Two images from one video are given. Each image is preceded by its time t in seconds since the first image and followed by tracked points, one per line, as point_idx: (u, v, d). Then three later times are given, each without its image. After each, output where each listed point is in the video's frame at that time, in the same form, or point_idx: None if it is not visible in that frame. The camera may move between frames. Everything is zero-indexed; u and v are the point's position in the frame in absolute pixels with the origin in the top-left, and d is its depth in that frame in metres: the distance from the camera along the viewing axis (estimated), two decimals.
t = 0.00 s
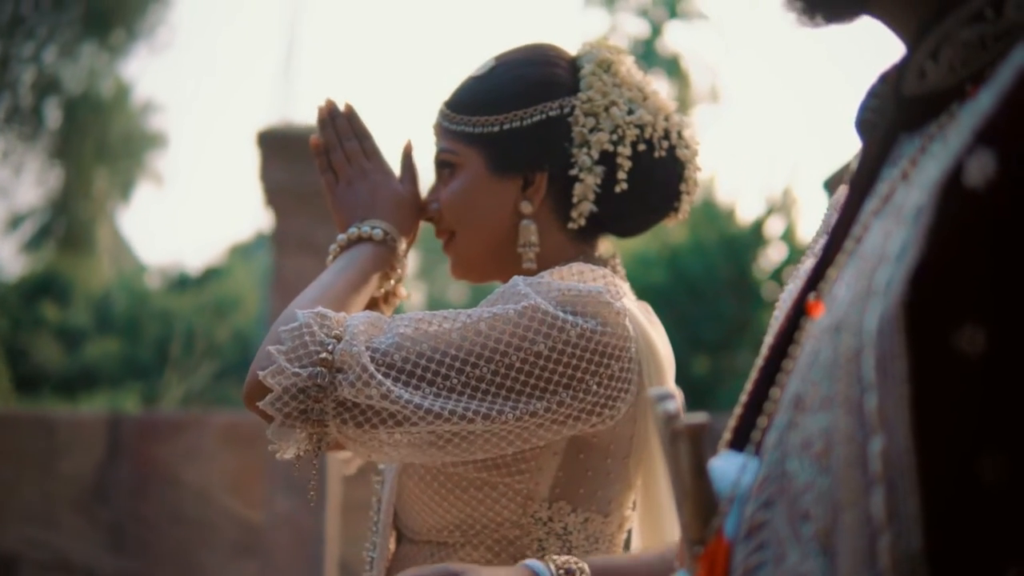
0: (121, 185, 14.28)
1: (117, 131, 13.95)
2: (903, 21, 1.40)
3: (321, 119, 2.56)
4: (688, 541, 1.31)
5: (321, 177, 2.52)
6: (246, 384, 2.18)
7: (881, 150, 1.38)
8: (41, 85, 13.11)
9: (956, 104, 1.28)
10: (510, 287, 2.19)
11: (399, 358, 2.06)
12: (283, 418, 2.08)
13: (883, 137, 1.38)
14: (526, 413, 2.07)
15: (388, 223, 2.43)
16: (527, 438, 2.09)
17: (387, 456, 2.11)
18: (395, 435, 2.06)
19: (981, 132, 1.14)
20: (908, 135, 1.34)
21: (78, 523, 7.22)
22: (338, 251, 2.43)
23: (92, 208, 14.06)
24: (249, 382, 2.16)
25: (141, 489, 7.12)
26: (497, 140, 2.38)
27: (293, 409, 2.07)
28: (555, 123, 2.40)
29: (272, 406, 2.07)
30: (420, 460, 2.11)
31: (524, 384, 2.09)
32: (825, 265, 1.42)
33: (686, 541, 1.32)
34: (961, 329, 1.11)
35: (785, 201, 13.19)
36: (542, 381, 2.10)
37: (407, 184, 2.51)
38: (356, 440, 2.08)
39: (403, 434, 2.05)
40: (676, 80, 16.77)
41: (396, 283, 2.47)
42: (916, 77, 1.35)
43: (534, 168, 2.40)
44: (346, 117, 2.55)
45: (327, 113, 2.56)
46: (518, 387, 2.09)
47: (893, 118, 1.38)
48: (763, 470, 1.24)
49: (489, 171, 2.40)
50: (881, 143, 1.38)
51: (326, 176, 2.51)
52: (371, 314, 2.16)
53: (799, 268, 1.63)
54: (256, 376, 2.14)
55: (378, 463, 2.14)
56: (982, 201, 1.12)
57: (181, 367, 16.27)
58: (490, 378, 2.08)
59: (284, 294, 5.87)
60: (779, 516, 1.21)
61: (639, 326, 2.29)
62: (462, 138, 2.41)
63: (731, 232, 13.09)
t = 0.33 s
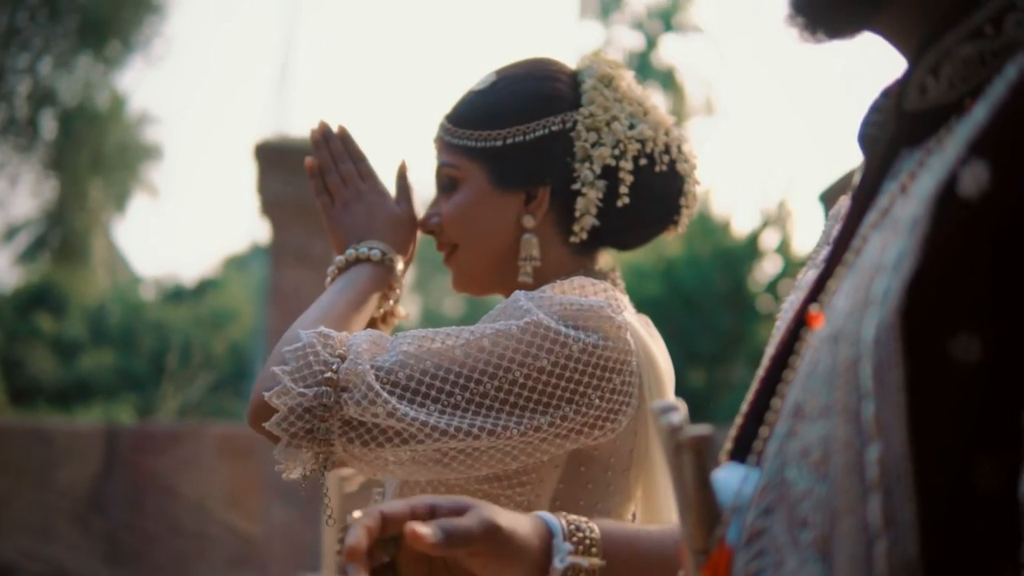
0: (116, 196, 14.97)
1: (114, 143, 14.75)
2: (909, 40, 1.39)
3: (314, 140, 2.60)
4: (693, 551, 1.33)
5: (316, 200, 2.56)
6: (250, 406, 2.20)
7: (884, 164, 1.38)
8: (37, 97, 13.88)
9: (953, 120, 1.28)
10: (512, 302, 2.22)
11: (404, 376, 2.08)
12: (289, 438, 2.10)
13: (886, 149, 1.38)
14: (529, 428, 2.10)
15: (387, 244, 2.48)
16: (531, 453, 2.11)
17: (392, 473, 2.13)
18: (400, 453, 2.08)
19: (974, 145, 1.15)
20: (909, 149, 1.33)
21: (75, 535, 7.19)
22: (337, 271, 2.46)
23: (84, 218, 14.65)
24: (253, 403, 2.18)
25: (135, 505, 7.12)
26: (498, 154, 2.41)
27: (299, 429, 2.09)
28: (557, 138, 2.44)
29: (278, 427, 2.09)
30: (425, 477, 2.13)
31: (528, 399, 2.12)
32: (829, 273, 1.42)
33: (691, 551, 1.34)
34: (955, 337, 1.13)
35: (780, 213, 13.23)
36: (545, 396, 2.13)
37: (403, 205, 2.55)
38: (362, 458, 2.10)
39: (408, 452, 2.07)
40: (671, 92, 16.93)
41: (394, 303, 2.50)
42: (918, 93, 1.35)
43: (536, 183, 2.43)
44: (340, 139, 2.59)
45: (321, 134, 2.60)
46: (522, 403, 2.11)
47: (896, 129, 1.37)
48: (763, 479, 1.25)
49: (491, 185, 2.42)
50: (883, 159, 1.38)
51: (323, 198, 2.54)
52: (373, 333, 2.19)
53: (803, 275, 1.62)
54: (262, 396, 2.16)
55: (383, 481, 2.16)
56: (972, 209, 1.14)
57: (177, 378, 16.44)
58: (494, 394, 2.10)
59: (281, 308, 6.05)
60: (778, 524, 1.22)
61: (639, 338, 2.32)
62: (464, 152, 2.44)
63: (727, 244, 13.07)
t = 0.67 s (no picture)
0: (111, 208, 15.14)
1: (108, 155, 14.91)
2: (910, 53, 1.27)
3: (309, 160, 2.67)
4: (696, 563, 1.24)
5: (313, 219, 2.63)
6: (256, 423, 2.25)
7: (884, 181, 1.26)
8: (32, 108, 14.04)
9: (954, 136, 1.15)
10: (514, 317, 2.27)
11: (410, 391, 2.11)
12: (295, 454, 2.15)
13: (887, 164, 1.26)
14: (534, 441, 2.14)
15: (383, 263, 2.56)
16: (537, 467, 2.15)
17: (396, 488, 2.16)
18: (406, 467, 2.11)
19: (970, 156, 1.03)
20: (910, 165, 1.21)
21: (70, 547, 7.19)
22: (335, 290, 2.53)
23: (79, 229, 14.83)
24: (261, 420, 2.22)
25: (132, 512, 7.19)
26: (505, 168, 2.45)
27: (305, 446, 2.15)
28: (564, 153, 2.49)
29: (285, 443, 2.14)
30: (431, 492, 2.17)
31: (531, 413, 2.16)
32: (832, 287, 1.32)
33: (694, 564, 1.25)
34: (951, 344, 1.01)
35: (775, 226, 13.30)
36: (549, 410, 2.17)
37: (399, 224, 2.63)
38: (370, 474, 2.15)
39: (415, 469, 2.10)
40: (666, 106, 17.05)
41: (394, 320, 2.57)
42: (920, 110, 1.22)
43: (543, 198, 2.48)
44: (335, 159, 2.68)
45: (316, 155, 2.67)
46: (527, 416, 2.16)
47: (897, 147, 1.25)
48: (763, 487, 1.12)
49: (496, 198, 2.47)
50: (877, 185, 1.27)
51: (319, 217, 2.62)
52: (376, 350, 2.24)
53: (801, 290, 1.53)
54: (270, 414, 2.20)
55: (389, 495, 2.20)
56: (969, 223, 1.02)
57: (171, 392, 16.81)
58: (499, 408, 2.15)
59: (278, 319, 6.60)
60: (778, 532, 1.08)
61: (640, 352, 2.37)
62: (470, 164, 2.47)
63: (722, 257, 13.16)
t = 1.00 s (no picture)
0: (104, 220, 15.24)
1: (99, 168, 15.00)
2: (910, 69, 1.29)
3: (306, 177, 2.73)
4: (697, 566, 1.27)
5: (309, 237, 2.67)
6: (269, 436, 2.40)
7: (886, 193, 1.28)
8: (27, 120, 14.09)
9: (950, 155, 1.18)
10: (520, 329, 2.34)
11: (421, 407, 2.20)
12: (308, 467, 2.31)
13: (887, 180, 1.28)
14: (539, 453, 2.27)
15: (381, 283, 2.61)
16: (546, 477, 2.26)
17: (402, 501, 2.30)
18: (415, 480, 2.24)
19: (965, 169, 1.05)
20: (910, 178, 1.23)
21: (64, 559, 7.23)
22: (332, 310, 2.58)
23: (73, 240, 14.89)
24: (273, 435, 2.38)
25: (128, 524, 7.29)
26: (518, 181, 2.78)
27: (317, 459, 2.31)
28: (574, 169, 2.84)
29: (297, 457, 2.30)
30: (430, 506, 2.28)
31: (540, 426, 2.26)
32: (835, 290, 1.35)
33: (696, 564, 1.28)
34: (948, 354, 1.01)
35: (770, 239, 13.37)
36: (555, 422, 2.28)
37: (395, 243, 2.69)
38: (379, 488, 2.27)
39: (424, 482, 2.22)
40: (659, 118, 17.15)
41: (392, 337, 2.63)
42: (920, 126, 1.24)
43: (554, 214, 2.82)
44: (331, 177, 2.73)
45: (312, 173, 2.73)
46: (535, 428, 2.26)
47: (898, 161, 1.27)
48: (764, 496, 1.15)
49: (508, 211, 2.79)
50: (879, 199, 1.29)
51: (317, 236, 2.66)
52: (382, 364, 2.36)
53: (802, 301, 1.55)
54: (283, 430, 2.35)
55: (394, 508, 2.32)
56: (971, 237, 1.03)
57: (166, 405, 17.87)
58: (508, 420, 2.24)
59: (275, 330, 6.69)
60: (778, 540, 1.11)
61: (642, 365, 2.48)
62: (484, 178, 2.80)
63: (716, 270, 13.22)
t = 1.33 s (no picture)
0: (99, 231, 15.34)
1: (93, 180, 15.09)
2: (911, 84, 1.32)
3: (304, 195, 2.70)
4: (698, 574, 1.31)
5: (308, 254, 2.64)
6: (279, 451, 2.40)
7: (886, 208, 1.30)
8: (22, 131, 14.18)
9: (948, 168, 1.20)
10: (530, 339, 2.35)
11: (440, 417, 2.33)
12: (323, 482, 2.31)
13: (888, 192, 1.31)
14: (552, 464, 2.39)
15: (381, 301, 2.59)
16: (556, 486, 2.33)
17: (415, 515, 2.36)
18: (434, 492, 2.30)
19: (962, 181, 1.07)
20: (911, 191, 1.26)
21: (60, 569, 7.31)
22: (334, 328, 2.56)
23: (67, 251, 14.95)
24: (285, 450, 2.38)
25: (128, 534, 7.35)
26: (534, 194, 2.80)
27: (331, 474, 2.31)
28: (587, 185, 2.90)
29: (313, 472, 2.30)
30: (441, 517, 2.37)
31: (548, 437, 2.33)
32: (838, 296, 1.37)
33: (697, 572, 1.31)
34: (947, 363, 1.02)
35: (764, 252, 13.44)
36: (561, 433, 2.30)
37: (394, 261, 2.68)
38: (395, 500, 2.34)
39: (443, 493, 2.31)
40: (655, 131, 17.23)
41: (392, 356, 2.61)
42: (921, 140, 1.27)
43: (568, 227, 2.87)
44: (330, 194, 2.71)
45: (312, 191, 2.70)
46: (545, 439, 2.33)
47: (900, 174, 1.29)
48: (763, 502, 1.18)
49: (525, 221, 2.80)
50: (879, 212, 1.31)
51: (316, 253, 2.63)
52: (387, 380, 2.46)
53: (801, 312, 1.56)
54: (298, 443, 2.36)
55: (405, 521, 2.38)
56: (966, 247, 1.05)
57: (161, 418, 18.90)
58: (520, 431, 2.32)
59: (273, 342, 6.80)
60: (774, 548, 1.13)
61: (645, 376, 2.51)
62: (501, 188, 2.79)
63: (711, 283, 13.30)
